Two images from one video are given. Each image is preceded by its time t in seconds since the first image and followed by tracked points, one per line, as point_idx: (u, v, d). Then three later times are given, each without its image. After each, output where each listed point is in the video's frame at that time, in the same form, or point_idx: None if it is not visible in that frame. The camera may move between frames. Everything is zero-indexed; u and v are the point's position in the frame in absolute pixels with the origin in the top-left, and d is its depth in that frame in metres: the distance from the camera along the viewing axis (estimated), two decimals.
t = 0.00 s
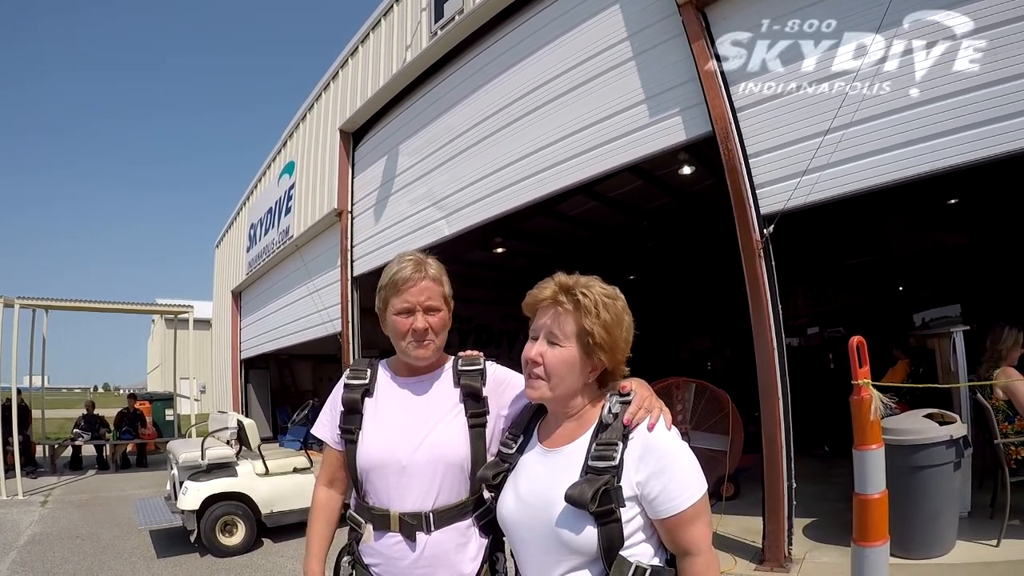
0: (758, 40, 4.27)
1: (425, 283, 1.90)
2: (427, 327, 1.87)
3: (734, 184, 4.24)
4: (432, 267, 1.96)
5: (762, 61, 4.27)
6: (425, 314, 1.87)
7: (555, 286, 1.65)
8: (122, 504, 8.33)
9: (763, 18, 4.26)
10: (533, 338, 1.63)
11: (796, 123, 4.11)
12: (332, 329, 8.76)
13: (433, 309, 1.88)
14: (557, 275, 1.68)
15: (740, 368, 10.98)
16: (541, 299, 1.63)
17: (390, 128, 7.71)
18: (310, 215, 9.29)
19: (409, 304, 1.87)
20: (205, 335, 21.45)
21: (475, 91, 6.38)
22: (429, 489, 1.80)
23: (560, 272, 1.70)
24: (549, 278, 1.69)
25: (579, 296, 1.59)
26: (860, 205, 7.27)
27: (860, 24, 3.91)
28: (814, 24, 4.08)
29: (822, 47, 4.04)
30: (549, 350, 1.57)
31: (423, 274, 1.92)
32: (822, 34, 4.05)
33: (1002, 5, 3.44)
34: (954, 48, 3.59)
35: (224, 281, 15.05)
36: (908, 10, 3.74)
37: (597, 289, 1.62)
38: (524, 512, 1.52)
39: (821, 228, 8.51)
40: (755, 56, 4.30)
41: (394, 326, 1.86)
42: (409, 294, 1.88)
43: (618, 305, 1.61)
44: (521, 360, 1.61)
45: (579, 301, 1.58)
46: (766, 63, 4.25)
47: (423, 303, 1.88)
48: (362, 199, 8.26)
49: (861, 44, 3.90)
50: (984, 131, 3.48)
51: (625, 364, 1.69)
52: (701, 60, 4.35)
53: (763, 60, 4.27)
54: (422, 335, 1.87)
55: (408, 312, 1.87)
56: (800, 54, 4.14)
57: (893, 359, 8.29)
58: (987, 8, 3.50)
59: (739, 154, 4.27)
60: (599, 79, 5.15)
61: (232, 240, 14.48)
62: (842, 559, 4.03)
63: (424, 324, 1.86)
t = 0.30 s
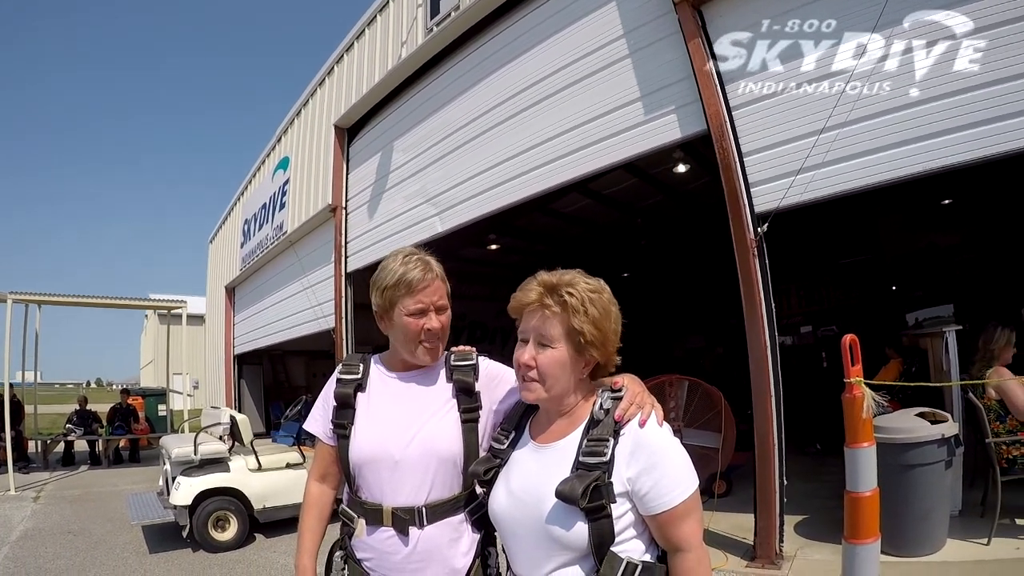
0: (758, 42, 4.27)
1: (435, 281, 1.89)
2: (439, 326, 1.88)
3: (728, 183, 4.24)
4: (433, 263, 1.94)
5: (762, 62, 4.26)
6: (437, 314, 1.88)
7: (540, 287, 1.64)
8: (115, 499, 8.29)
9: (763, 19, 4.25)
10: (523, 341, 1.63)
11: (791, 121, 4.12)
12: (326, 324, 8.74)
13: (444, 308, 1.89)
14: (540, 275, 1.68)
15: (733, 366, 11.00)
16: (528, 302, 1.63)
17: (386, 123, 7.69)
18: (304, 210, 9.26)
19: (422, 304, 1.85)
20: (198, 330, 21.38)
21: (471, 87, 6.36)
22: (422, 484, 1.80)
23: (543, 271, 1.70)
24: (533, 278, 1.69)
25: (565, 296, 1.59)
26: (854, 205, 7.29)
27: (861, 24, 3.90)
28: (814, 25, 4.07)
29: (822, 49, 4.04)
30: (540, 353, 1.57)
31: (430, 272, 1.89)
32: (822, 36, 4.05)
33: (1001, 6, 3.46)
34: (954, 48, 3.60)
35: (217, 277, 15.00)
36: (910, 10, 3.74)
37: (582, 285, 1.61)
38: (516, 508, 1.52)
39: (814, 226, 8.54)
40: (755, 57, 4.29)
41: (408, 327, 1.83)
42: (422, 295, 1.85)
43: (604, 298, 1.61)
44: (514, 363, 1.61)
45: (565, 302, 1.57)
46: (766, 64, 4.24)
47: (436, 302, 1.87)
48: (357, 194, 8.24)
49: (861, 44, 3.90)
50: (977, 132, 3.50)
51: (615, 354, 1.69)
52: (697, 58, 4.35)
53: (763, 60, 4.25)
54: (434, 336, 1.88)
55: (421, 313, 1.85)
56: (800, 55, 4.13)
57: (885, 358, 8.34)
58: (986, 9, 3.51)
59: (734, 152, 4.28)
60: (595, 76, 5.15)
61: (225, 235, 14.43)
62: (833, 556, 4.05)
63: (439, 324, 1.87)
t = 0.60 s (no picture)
0: (758, 41, 4.26)
1: (415, 275, 1.88)
2: (415, 319, 1.86)
3: (722, 180, 4.25)
4: (422, 259, 1.94)
5: (762, 62, 4.24)
6: (414, 307, 1.86)
7: (535, 279, 1.64)
8: (106, 494, 8.26)
9: (763, 19, 4.25)
10: (515, 332, 1.63)
11: (787, 119, 4.13)
12: (319, 319, 8.73)
13: (422, 302, 1.87)
14: (534, 267, 1.68)
15: (726, 364, 11.03)
16: (522, 292, 1.62)
17: (381, 117, 7.66)
18: (298, 205, 9.22)
19: (399, 296, 1.86)
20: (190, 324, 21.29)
21: (467, 82, 6.34)
22: (412, 480, 1.80)
23: (538, 264, 1.70)
24: (527, 270, 1.69)
25: (560, 288, 1.59)
26: (848, 203, 7.31)
27: (860, 25, 3.90)
28: (814, 24, 4.07)
29: (822, 48, 4.03)
30: (532, 345, 1.56)
31: (415, 265, 1.90)
32: (822, 35, 4.04)
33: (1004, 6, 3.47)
34: (953, 48, 3.61)
35: (210, 271, 14.94)
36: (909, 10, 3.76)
37: (576, 279, 1.62)
38: (505, 505, 1.52)
39: (808, 223, 8.55)
40: (755, 57, 4.28)
41: (382, 316, 1.84)
42: (400, 286, 1.86)
43: (598, 293, 1.62)
44: (505, 354, 1.60)
45: (560, 294, 1.57)
46: (765, 63, 4.23)
47: (414, 295, 1.86)
48: (351, 189, 8.22)
49: (860, 44, 3.90)
50: (970, 132, 3.53)
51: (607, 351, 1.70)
52: (692, 56, 4.35)
53: (762, 60, 4.24)
54: (410, 328, 1.86)
55: (397, 303, 1.85)
56: (799, 54, 4.12)
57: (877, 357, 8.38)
58: (986, 10, 3.53)
59: (728, 149, 4.29)
60: (591, 72, 5.14)
61: (218, 229, 14.36)
62: (825, 553, 4.07)
63: (413, 316, 1.86)
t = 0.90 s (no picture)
0: (758, 41, 4.26)
1: (400, 271, 1.91)
2: (390, 315, 1.86)
3: (722, 181, 4.24)
4: (419, 258, 1.96)
5: (762, 62, 4.24)
6: (393, 303, 1.87)
7: (532, 279, 1.64)
8: (106, 493, 8.25)
9: (763, 19, 4.25)
10: (513, 333, 1.61)
11: (787, 120, 4.13)
12: (319, 318, 8.73)
13: (401, 299, 1.87)
14: (531, 268, 1.67)
15: (726, 364, 11.02)
16: (518, 294, 1.61)
17: (381, 116, 7.66)
18: (298, 203, 9.22)
19: (381, 290, 1.89)
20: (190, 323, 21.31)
21: (467, 81, 6.33)
22: (411, 479, 1.79)
23: (534, 265, 1.69)
24: (523, 271, 1.68)
25: (557, 287, 1.58)
26: (849, 204, 7.30)
27: (861, 25, 3.90)
28: (814, 25, 4.07)
29: (822, 48, 4.03)
30: (531, 346, 1.55)
31: (404, 262, 1.93)
32: (822, 35, 4.04)
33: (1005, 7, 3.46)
34: (954, 48, 3.60)
35: (211, 269, 14.94)
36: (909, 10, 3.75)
37: (573, 279, 1.62)
38: (506, 506, 1.51)
39: (808, 224, 8.55)
40: (755, 57, 4.27)
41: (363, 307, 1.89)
42: (383, 279, 1.91)
43: (595, 293, 1.62)
44: (503, 356, 1.59)
45: (558, 292, 1.57)
46: (766, 63, 4.23)
47: (394, 291, 1.88)
48: (351, 188, 8.22)
49: (861, 44, 3.90)
50: (971, 134, 3.52)
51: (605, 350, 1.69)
52: (692, 56, 4.35)
53: (763, 60, 4.24)
54: (386, 322, 1.86)
55: (378, 296, 1.89)
56: (800, 54, 4.12)
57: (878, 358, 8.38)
58: (986, 10, 3.53)
59: (729, 149, 4.28)
60: (592, 72, 5.13)
61: (219, 228, 14.37)
62: (825, 554, 4.07)
63: (388, 311, 1.86)
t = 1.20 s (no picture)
0: (758, 40, 4.25)
1: (401, 271, 1.90)
2: (391, 314, 1.86)
3: (722, 181, 4.24)
4: (420, 258, 1.96)
5: (762, 61, 4.24)
6: (393, 302, 1.87)
7: (536, 280, 1.63)
8: (108, 494, 8.27)
9: (763, 18, 4.24)
10: (517, 335, 1.61)
11: (786, 120, 4.13)
12: (320, 319, 8.73)
13: (402, 298, 1.87)
14: (534, 269, 1.67)
15: (728, 365, 11.02)
16: (523, 294, 1.61)
17: (381, 118, 7.66)
18: (299, 205, 9.23)
19: (381, 289, 1.90)
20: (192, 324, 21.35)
21: (467, 82, 6.33)
22: (413, 481, 1.79)
23: (537, 265, 1.69)
24: (527, 272, 1.68)
25: (561, 288, 1.58)
26: (850, 203, 7.29)
27: (861, 25, 3.90)
28: (814, 24, 4.06)
29: (822, 47, 4.02)
30: (536, 347, 1.55)
31: (405, 262, 1.92)
32: (822, 35, 4.03)
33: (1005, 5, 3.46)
34: (954, 49, 3.59)
35: (212, 271, 14.96)
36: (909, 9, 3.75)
37: (577, 279, 1.61)
38: (510, 507, 1.51)
39: (809, 223, 8.55)
40: (755, 56, 4.27)
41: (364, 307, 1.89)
42: (384, 279, 1.90)
43: (599, 293, 1.61)
44: (508, 358, 1.59)
45: (562, 293, 1.57)
46: (766, 63, 4.22)
47: (394, 290, 1.88)
48: (351, 189, 8.23)
49: (861, 45, 3.89)
50: (971, 134, 3.52)
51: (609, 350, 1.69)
52: (692, 56, 4.35)
53: (763, 60, 4.23)
54: (387, 322, 1.86)
55: (379, 296, 1.89)
56: (800, 53, 4.11)
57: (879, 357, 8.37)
58: (986, 9, 3.52)
59: (729, 150, 4.28)
60: (592, 73, 5.13)
61: (220, 230, 14.39)
62: (826, 555, 4.06)
63: (389, 310, 1.86)
